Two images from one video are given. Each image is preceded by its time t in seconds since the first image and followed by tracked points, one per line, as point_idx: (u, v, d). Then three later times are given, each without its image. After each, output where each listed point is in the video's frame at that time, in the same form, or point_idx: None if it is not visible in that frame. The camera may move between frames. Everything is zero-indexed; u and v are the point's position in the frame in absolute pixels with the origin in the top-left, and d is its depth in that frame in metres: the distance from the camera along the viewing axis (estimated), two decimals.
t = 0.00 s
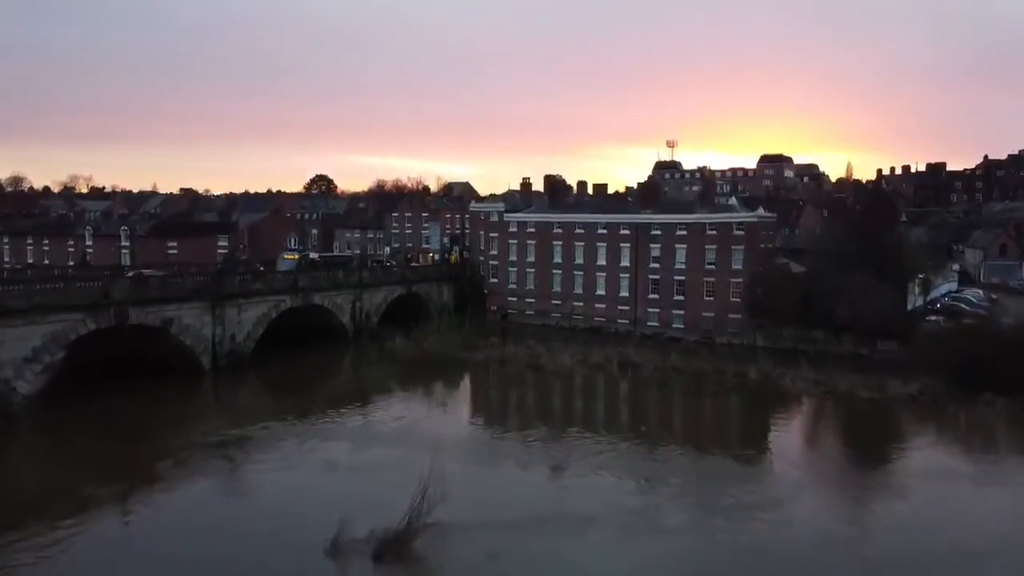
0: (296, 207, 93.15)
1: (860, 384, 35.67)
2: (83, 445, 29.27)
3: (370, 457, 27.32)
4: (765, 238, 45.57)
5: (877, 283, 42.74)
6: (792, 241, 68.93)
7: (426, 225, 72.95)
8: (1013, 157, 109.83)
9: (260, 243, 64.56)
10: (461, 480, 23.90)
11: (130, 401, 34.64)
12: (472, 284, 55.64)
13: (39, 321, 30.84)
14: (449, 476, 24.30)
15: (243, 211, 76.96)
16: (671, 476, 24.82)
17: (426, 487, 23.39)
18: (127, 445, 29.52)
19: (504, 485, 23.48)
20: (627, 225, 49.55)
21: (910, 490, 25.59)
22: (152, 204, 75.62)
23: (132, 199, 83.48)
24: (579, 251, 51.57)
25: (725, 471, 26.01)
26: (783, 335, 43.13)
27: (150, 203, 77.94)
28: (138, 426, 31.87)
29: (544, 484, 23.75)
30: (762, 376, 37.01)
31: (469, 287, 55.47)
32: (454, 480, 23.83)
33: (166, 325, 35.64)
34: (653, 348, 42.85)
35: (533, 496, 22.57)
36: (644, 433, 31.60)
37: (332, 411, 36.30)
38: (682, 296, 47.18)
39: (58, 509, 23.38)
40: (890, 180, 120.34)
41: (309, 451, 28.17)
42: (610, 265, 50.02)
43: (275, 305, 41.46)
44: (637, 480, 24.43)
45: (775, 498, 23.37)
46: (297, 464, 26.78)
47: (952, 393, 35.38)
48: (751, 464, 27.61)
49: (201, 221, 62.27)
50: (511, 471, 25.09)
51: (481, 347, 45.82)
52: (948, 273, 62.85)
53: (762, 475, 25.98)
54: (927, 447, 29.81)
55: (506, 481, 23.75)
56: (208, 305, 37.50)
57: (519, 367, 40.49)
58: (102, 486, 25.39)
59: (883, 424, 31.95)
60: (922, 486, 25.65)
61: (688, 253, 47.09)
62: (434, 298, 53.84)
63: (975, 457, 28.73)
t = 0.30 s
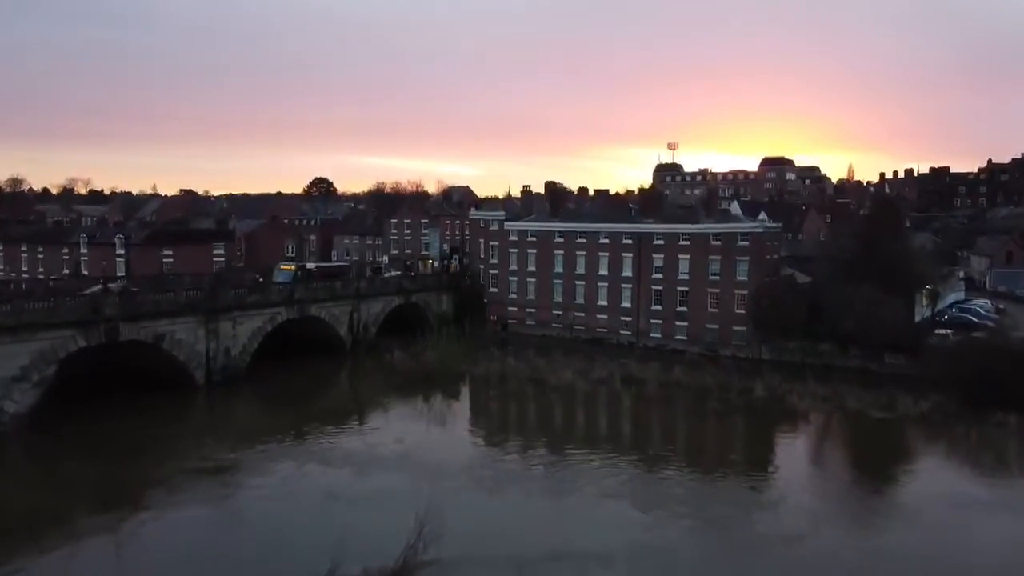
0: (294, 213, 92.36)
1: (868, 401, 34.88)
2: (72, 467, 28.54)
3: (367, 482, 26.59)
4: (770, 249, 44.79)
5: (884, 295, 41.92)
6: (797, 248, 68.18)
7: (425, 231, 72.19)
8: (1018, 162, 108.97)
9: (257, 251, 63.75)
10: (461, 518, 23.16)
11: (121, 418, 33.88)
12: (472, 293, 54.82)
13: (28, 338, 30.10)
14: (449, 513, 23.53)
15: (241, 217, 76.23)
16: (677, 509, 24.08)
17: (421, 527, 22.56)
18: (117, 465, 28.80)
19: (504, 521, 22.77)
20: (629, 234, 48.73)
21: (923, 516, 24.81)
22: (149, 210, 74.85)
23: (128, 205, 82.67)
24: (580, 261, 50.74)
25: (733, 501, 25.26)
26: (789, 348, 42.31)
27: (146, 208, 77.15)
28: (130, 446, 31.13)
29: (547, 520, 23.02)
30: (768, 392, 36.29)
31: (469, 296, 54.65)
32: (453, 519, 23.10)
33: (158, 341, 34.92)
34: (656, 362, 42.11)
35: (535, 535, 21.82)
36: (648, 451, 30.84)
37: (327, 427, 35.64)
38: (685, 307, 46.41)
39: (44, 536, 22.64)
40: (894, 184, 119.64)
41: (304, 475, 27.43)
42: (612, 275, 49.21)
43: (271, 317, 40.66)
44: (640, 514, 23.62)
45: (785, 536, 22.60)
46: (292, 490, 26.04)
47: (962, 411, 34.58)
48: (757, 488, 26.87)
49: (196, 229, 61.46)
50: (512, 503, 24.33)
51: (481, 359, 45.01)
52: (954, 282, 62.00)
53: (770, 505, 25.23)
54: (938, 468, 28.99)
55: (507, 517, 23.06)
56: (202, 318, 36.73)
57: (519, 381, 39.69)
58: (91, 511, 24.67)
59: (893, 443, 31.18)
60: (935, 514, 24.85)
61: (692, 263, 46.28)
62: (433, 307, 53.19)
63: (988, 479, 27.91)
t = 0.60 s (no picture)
0: (293, 220, 91.61)
1: (877, 420, 34.09)
2: (59, 490, 27.78)
3: (363, 509, 25.84)
4: (774, 261, 44.13)
5: (893, 309, 41.08)
6: (800, 256, 67.36)
7: (424, 238, 71.53)
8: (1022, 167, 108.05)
9: (254, 259, 62.98)
10: (459, 555, 22.36)
11: (113, 437, 33.12)
12: (472, 303, 54.02)
13: (15, 357, 29.39)
14: (446, 549, 22.74)
15: (238, 224, 75.43)
16: (682, 542, 23.28)
17: (419, 565, 21.79)
18: (106, 489, 28.05)
19: (504, 558, 21.97)
20: (631, 245, 47.93)
21: (937, 544, 23.98)
22: (145, 217, 74.03)
23: (126, 211, 82.00)
24: (582, 271, 49.91)
25: (740, 531, 24.49)
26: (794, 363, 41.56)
27: (142, 215, 76.45)
28: (120, 467, 30.38)
29: (548, 554, 22.23)
30: (774, 409, 35.51)
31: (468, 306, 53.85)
32: (451, 556, 22.30)
33: (150, 358, 34.12)
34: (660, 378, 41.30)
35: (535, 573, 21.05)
36: (652, 472, 30.04)
37: (324, 445, 34.83)
38: (689, 319, 45.58)
39: (27, 567, 21.93)
40: (896, 189, 118.88)
41: (298, 501, 26.68)
42: (614, 286, 48.39)
43: (267, 332, 39.87)
44: (646, 547, 22.81)
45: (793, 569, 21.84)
46: (285, 517, 25.29)
47: (974, 431, 33.75)
48: (767, 515, 26.06)
49: (193, 237, 60.73)
50: (511, 536, 23.58)
51: (480, 373, 44.19)
52: (962, 290, 61.09)
53: (778, 534, 24.45)
54: (952, 491, 28.14)
55: (507, 553, 22.24)
56: (195, 334, 35.95)
57: (519, 397, 38.87)
58: (76, 539, 23.94)
59: (904, 464, 30.37)
60: (949, 543, 24.05)
61: (695, 275, 45.48)
62: (432, 317, 52.52)
63: (1002, 504, 27.08)
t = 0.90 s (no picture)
0: (293, 226, 90.93)
1: (885, 441, 33.33)
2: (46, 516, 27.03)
3: (360, 540, 25.09)
4: (778, 273, 43.56)
5: (900, 324, 40.32)
6: (804, 264, 66.50)
7: (424, 246, 70.75)
8: None
9: (251, 268, 62.21)
10: None
11: (104, 458, 32.38)
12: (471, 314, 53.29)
13: (3, 379, 28.69)
14: None
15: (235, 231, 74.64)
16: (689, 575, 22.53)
17: None
18: (95, 514, 27.31)
19: None
20: (633, 257, 47.17)
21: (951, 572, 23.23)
22: (143, 225, 73.32)
23: (124, 219, 81.34)
24: (583, 282, 49.15)
25: (748, 562, 23.75)
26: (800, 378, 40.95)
27: (140, 223, 75.78)
28: (111, 490, 29.65)
29: None
30: (779, 428, 34.79)
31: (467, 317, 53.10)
32: None
33: (142, 376, 33.40)
34: (663, 393, 40.56)
35: None
36: (656, 495, 29.28)
37: (319, 464, 34.07)
38: (692, 332, 44.83)
39: None
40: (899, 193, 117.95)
41: (293, 530, 25.95)
42: (616, 298, 47.64)
43: (262, 347, 39.13)
44: None
45: None
46: (278, 548, 24.57)
47: (985, 452, 32.98)
48: (775, 545, 25.27)
49: (190, 246, 60.01)
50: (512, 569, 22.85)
51: (480, 387, 43.44)
52: (968, 299, 60.36)
53: (787, 564, 23.71)
54: (965, 516, 27.38)
55: None
56: (188, 351, 35.22)
57: (520, 414, 38.10)
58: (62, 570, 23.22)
59: (915, 487, 29.61)
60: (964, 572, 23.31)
61: (698, 287, 44.72)
62: (431, 329, 51.80)
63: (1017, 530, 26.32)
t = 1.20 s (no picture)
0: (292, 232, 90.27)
1: (894, 462, 32.65)
2: (35, 543, 26.38)
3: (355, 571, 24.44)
4: (784, 286, 42.84)
5: (908, 340, 39.64)
6: (808, 274, 65.75)
7: (423, 253, 70.08)
8: None
9: (249, 277, 61.43)
10: None
11: (97, 480, 31.72)
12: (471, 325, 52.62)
13: None
14: None
15: (232, 238, 73.86)
16: None
17: None
18: (86, 543, 26.65)
19: None
20: (635, 269, 46.50)
21: None
22: (139, 233, 72.68)
23: (121, 225, 80.77)
24: (585, 294, 48.46)
25: None
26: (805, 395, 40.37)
27: (137, 230, 75.17)
28: (102, 514, 28.98)
29: None
30: (785, 449, 34.11)
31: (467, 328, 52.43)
32: None
33: (135, 396, 32.75)
34: (666, 410, 39.89)
35: None
36: (660, 519, 28.59)
37: (316, 484, 33.42)
38: (695, 346, 44.15)
39: None
40: (901, 199, 117.22)
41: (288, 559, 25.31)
42: (618, 311, 46.95)
43: (258, 362, 38.47)
44: None
45: None
46: None
47: (996, 473, 32.29)
48: (783, 572, 24.62)
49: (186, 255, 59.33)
50: None
51: (481, 402, 42.76)
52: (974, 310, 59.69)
53: None
54: (978, 540, 26.70)
55: None
56: (183, 369, 34.56)
57: (520, 430, 37.45)
58: None
59: (925, 510, 28.92)
60: None
61: (702, 301, 44.04)
62: (431, 340, 51.15)
63: None
